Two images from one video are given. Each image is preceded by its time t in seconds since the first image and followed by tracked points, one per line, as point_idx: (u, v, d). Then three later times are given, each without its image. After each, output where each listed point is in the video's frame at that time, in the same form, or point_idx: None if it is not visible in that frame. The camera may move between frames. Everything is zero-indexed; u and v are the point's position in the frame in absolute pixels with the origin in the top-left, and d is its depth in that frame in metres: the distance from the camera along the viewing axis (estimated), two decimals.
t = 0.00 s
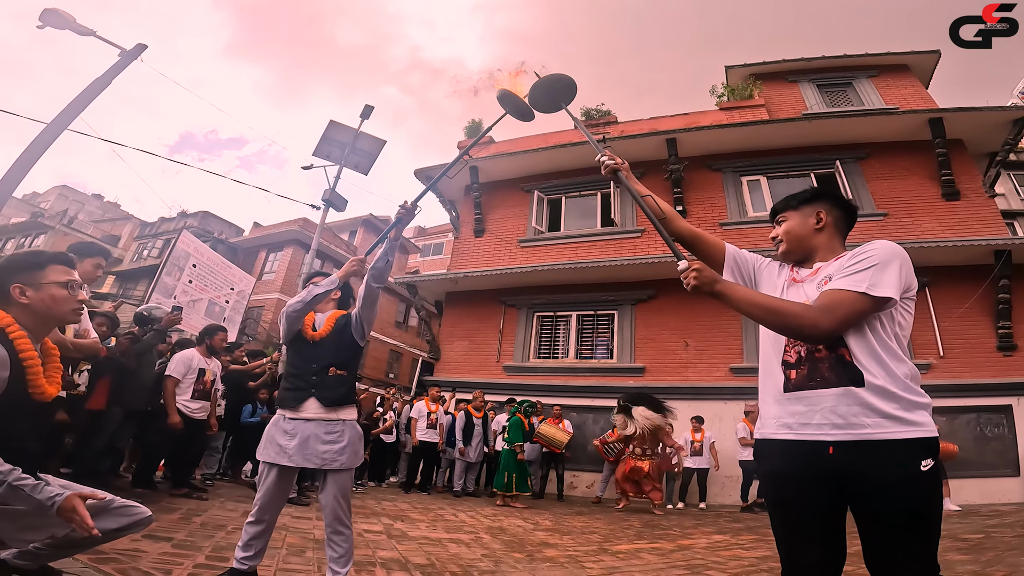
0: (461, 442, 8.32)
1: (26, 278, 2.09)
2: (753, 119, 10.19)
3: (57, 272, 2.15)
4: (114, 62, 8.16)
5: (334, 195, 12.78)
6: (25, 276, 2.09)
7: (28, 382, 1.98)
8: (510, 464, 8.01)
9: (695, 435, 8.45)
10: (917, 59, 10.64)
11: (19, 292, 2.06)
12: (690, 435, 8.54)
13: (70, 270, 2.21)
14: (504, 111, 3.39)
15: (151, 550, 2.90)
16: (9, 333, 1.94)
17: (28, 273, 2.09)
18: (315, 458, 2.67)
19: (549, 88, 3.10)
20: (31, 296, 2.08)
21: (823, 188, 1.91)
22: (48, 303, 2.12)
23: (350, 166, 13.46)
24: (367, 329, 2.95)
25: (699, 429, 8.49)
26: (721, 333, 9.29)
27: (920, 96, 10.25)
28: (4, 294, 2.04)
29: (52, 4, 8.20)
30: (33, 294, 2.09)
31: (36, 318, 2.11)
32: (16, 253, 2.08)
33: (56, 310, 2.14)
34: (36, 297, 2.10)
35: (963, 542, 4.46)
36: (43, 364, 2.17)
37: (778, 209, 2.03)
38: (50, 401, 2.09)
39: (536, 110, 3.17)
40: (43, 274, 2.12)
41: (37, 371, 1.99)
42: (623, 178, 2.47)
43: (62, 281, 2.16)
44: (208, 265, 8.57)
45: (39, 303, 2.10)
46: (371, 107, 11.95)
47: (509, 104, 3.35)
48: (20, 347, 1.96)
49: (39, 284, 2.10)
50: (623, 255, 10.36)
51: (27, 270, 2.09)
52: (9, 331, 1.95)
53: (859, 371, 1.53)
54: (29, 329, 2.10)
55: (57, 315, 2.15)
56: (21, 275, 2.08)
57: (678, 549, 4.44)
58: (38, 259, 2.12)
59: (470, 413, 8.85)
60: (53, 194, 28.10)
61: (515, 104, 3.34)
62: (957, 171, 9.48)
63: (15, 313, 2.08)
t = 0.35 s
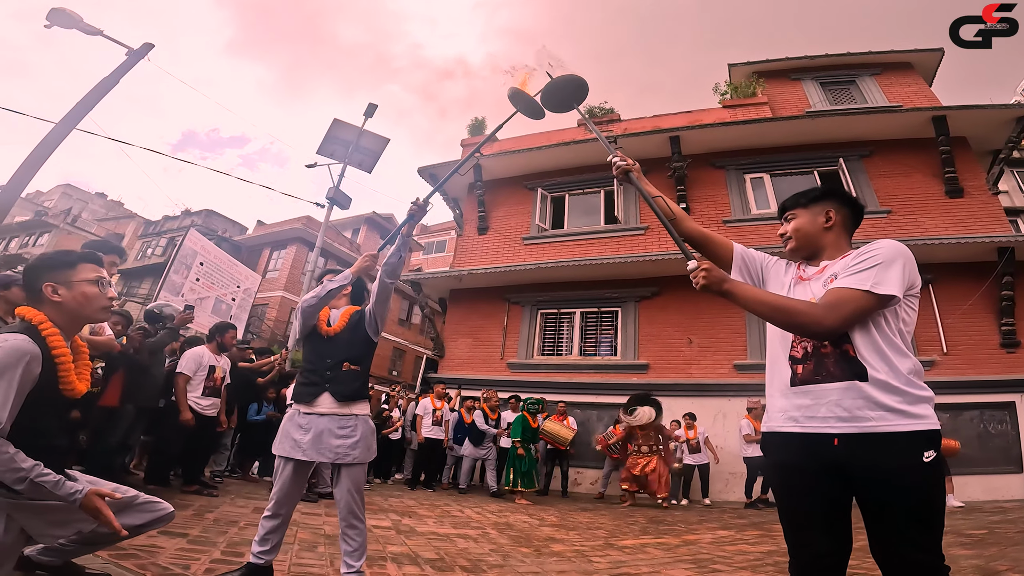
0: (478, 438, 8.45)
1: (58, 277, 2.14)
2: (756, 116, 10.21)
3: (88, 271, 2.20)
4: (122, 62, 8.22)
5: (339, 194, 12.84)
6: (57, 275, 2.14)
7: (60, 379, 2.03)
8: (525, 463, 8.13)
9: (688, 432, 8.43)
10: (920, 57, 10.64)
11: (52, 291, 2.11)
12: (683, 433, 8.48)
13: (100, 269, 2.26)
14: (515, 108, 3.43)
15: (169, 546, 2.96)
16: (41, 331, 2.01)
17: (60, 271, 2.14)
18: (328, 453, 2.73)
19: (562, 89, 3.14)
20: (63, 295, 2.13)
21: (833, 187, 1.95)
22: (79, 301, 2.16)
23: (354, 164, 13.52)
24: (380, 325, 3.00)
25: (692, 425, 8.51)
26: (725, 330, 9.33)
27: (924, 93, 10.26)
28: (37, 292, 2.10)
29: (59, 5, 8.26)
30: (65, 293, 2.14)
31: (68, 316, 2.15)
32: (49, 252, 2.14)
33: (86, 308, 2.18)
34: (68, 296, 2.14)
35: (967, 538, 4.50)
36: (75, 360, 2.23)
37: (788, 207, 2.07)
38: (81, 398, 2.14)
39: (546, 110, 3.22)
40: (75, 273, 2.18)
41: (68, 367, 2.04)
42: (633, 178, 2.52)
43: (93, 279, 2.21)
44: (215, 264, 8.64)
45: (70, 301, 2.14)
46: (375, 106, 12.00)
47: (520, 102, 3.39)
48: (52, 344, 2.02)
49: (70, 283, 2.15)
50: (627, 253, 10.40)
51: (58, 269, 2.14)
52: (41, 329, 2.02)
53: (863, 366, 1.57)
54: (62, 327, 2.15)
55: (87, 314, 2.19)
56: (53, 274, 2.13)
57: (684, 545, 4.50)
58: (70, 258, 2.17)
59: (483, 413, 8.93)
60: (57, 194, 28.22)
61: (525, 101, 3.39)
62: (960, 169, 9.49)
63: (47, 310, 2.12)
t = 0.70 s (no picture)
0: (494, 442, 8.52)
1: (85, 280, 2.20)
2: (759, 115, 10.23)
3: (115, 274, 2.26)
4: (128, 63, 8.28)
5: (342, 192, 12.91)
6: (84, 277, 2.20)
7: (88, 378, 2.08)
8: (528, 459, 8.18)
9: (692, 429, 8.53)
10: (923, 54, 10.64)
11: (79, 293, 2.17)
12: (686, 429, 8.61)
13: (125, 272, 2.32)
14: (522, 108, 3.48)
15: (185, 543, 3.03)
16: (69, 332, 2.08)
17: (87, 274, 2.20)
18: (340, 449, 2.79)
19: (571, 92, 3.19)
20: (90, 297, 2.19)
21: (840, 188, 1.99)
22: (105, 303, 2.22)
23: (358, 163, 13.59)
24: (391, 323, 3.05)
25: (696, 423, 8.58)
26: (728, 328, 9.37)
27: (927, 91, 10.26)
28: (66, 294, 2.16)
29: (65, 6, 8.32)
30: (91, 295, 2.20)
31: (94, 317, 2.21)
32: (77, 255, 2.20)
33: (111, 310, 2.24)
34: (95, 297, 2.20)
35: (969, 533, 4.54)
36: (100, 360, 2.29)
37: (795, 206, 2.10)
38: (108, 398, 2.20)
39: (556, 112, 3.26)
40: (101, 275, 2.23)
41: (95, 367, 2.10)
42: (641, 180, 2.56)
43: (118, 282, 2.27)
44: (222, 263, 8.70)
45: (97, 302, 2.20)
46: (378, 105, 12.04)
47: (527, 102, 3.44)
48: (79, 344, 2.08)
49: (97, 285, 2.21)
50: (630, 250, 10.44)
51: (85, 272, 2.20)
52: (69, 330, 2.08)
53: (864, 362, 1.62)
54: (89, 328, 2.21)
55: (113, 314, 2.25)
56: (80, 276, 2.19)
57: (688, 540, 4.55)
58: (97, 261, 2.23)
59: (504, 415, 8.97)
60: (61, 193, 28.32)
61: (533, 101, 3.43)
62: (963, 166, 9.49)
63: (74, 312, 2.18)
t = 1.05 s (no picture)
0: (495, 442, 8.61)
1: (99, 286, 2.23)
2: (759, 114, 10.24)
3: (128, 282, 2.31)
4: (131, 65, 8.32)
5: (344, 192, 12.95)
6: (98, 284, 2.24)
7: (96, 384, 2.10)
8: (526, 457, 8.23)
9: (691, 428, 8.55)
10: (924, 52, 10.63)
11: (92, 300, 2.21)
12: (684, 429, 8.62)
13: (137, 281, 2.36)
14: (521, 110, 3.50)
15: (193, 543, 3.07)
16: (78, 338, 2.11)
17: (101, 281, 2.24)
18: (345, 450, 2.83)
19: (572, 95, 3.22)
20: (102, 303, 2.23)
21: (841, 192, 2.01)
22: (116, 310, 2.26)
23: (359, 163, 13.64)
24: (395, 325, 3.08)
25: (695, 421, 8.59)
26: (729, 326, 9.40)
27: (928, 89, 10.26)
28: (79, 300, 2.20)
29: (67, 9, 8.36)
30: (104, 302, 2.24)
31: (104, 323, 2.25)
32: (92, 262, 2.24)
33: (122, 316, 2.28)
34: (107, 304, 2.24)
35: (969, 532, 4.57)
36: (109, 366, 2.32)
37: (796, 208, 2.12)
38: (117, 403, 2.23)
39: (557, 114, 3.29)
40: (115, 283, 2.28)
41: (105, 374, 2.13)
42: (640, 184, 2.59)
43: (130, 290, 2.31)
44: (225, 264, 8.75)
45: (108, 309, 2.24)
46: (379, 105, 12.08)
47: (526, 104, 3.46)
48: (88, 350, 2.11)
49: (110, 292, 2.25)
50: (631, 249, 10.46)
51: (99, 279, 2.24)
52: (79, 336, 2.12)
53: (859, 364, 1.66)
54: (99, 333, 2.25)
55: (123, 321, 2.29)
56: (94, 283, 2.22)
57: (690, 539, 4.58)
58: (112, 269, 2.28)
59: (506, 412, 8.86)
60: (63, 194, 28.43)
61: (532, 104, 3.46)
62: (965, 165, 9.49)
63: (86, 318, 2.22)
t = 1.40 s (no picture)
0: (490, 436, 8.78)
1: (108, 291, 2.26)
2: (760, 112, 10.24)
3: (137, 287, 2.32)
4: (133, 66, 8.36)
5: (346, 192, 12.99)
6: (107, 289, 2.26)
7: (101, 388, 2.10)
8: (527, 455, 8.24)
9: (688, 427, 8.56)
10: (925, 50, 10.61)
11: (101, 304, 2.23)
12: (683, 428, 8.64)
13: (146, 285, 2.38)
14: (520, 111, 3.52)
15: (199, 542, 3.10)
16: (81, 341, 2.12)
17: (111, 286, 2.27)
18: (349, 451, 2.86)
19: (571, 95, 3.23)
20: (110, 308, 2.25)
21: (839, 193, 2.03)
22: (124, 315, 2.28)
23: (360, 163, 13.67)
24: (396, 326, 3.11)
25: (692, 420, 8.59)
26: (731, 324, 9.41)
27: (929, 87, 10.24)
28: (88, 305, 2.22)
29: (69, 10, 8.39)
30: (112, 306, 2.26)
31: (110, 328, 2.27)
32: (101, 267, 2.26)
33: (131, 320, 2.30)
34: (115, 309, 2.26)
35: (970, 530, 4.58)
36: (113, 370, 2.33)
37: (795, 208, 2.13)
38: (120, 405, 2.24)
39: (555, 115, 3.30)
40: (123, 288, 2.29)
41: (106, 377, 2.15)
42: (639, 185, 2.61)
43: (140, 295, 2.33)
44: (227, 264, 8.79)
45: (116, 313, 2.26)
46: (380, 105, 12.11)
47: (525, 105, 3.48)
48: (90, 354, 2.12)
49: (119, 297, 2.27)
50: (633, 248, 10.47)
51: (108, 284, 2.26)
52: (81, 340, 2.13)
53: (856, 366, 1.68)
54: (103, 336, 2.27)
55: (130, 325, 2.31)
56: (104, 288, 2.25)
57: (691, 537, 4.61)
58: (120, 274, 2.29)
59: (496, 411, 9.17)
60: (66, 194, 28.53)
61: (531, 105, 3.48)
62: (966, 162, 9.48)
63: (93, 321, 2.25)
